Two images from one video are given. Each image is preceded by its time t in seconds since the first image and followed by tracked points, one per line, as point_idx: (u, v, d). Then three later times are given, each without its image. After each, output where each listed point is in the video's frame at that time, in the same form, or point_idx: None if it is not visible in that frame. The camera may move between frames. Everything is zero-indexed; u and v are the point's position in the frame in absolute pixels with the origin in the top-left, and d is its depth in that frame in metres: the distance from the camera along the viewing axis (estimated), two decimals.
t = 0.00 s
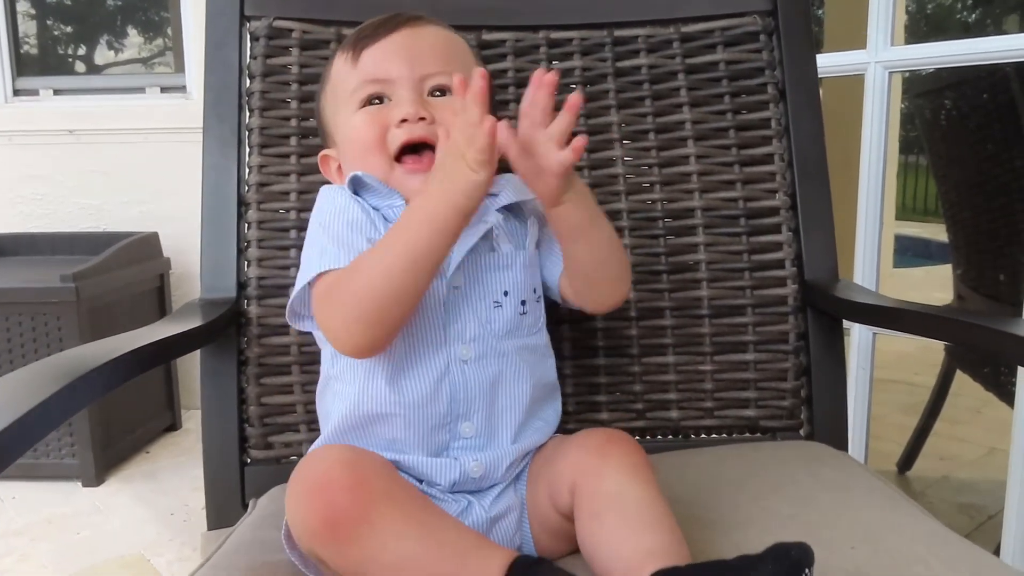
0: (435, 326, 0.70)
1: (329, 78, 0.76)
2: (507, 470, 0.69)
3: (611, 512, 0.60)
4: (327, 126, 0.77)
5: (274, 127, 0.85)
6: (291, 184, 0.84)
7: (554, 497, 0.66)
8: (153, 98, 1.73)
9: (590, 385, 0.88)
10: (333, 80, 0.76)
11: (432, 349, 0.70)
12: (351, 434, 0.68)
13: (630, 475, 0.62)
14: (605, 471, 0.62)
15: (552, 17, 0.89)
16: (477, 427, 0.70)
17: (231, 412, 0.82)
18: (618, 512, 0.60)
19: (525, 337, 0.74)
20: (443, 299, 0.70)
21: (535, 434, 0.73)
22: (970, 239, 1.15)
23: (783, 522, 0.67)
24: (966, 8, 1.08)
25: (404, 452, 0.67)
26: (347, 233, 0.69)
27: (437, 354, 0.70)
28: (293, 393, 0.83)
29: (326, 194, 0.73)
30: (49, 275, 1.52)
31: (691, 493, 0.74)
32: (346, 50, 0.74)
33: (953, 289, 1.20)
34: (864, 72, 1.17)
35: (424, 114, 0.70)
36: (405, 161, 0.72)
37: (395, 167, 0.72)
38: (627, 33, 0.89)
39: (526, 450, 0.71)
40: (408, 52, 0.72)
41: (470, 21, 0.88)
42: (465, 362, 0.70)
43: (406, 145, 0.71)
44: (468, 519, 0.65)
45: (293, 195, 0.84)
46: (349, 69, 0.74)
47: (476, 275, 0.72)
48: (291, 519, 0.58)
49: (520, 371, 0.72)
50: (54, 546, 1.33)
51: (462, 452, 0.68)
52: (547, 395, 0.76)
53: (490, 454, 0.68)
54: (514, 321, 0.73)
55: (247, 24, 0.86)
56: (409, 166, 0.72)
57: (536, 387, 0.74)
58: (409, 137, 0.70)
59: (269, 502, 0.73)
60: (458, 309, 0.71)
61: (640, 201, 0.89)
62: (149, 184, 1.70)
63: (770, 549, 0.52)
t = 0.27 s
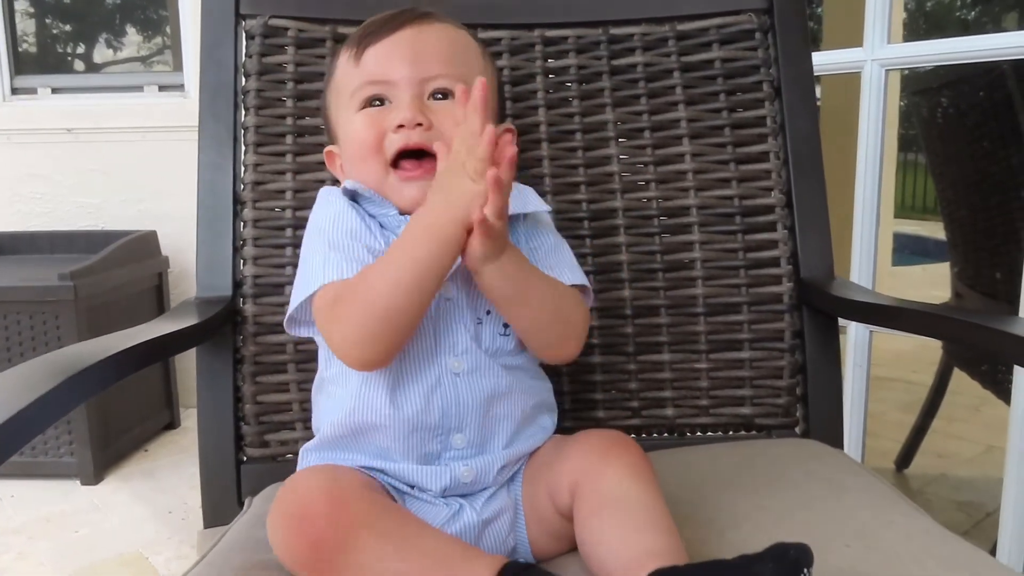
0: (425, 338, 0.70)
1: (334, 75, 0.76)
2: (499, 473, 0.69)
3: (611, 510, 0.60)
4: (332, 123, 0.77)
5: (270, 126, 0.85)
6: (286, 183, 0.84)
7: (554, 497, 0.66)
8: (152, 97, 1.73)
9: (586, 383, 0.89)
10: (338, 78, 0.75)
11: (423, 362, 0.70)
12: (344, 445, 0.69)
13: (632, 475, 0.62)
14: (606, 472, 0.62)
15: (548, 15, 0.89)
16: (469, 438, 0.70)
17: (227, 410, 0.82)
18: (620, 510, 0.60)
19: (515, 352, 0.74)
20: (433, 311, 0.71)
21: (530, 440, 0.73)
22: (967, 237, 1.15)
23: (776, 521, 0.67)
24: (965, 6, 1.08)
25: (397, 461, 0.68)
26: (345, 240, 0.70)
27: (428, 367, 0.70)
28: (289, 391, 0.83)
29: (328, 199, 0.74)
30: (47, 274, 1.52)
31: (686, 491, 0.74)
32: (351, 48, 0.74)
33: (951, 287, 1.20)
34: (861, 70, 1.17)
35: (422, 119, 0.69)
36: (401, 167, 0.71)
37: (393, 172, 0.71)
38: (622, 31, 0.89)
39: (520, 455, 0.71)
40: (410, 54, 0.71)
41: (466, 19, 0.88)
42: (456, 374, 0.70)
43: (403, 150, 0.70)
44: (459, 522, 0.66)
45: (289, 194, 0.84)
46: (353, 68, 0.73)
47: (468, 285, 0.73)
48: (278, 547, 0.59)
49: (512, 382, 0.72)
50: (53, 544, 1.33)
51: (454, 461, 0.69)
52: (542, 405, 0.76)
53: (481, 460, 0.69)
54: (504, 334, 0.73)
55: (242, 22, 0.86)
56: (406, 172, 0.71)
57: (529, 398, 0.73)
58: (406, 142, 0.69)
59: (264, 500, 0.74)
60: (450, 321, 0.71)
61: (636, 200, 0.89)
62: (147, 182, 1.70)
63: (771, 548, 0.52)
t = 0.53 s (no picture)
0: (435, 346, 0.70)
1: (333, 69, 0.75)
2: (504, 480, 0.69)
3: (619, 510, 0.61)
4: (331, 118, 0.76)
5: (270, 124, 0.85)
6: (286, 181, 0.84)
7: (563, 497, 0.67)
8: (151, 95, 1.73)
9: (586, 382, 0.89)
10: (339, 73, 0.74)
11: (434, 369, 0.70)
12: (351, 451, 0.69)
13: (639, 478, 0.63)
14: (617, 473, 0.63)
15: (547, 14, 0.89)
16: (478, 446, 0.70)
17: (227, 409, 0.82)
18: (628, 510, 0.60)
19: (522, 359, 0.75)
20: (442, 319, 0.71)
21: (535, 446, 0.73)
22: (966, 237, 1.15)
23: (775, 518, 0.68)
24: (965, 5, 1.08)
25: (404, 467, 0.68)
26: (348, 249, 0.70)
27: (439, 374, 0.70)
28: (289, 390, 0.84)
29: (326, 203, 0.74)
30: (46, 272, 1.52)
31: (686, 490, 0.74)
32: (353, 42, 0.73)
33: (950, 286, 1.20)
34: (860, 69, 1.18)
35: (432, 122, 0.69)
36: (409, 169, 0.71)
37: (399, 174, 0.71)
38: (622, 30, 0.89)
39: (525, 462, 0.71)
40: (416, 52, 0.70)
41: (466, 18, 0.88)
42: (467, 382, 0.70)
43: (413, 153, 0.70)
44: (463, 527, 0.65)
45: (289, 192, 0.85)
46: (356, 65, 0.72)
47: (477, 293, 0.73)
48: (274, 569, 0.59)
49: (521, 390, 0.73)
50: (52, 542, 1.33)
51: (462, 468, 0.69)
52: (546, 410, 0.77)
53: (487, 466, 0.69)
54: (511, 343, 0.74)
55: (242, 20, 0.86)
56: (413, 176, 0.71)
57: (536, 406, 0.74)
58: (417, 147, 0.70)
59: (264, 498, 0.74)
60: (460, 328, 0.71)
61: (636, 199, 0.89)
62: (146, 180, 1.70)
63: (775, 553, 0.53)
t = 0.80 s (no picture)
0: (427, 349, 0.70)
1: (320, 72, 0.75)
2: (502, 479, 0.69)
3: (619, 509, 0.61)
4: (319, 122, 0.76)
5: (269, 123, 0.85)
6: (286, 180, 0.84)
7: (563, 495, 0.67)
8: (150, 94, 1.72)
9: (585, 381, 0.89)
10: (324, 78, 0.74)
11: (428, 372, 0.70)
12: (349, 454, 0.69)
13: (639, 476, 0.63)
14: (618, 472, 0.63)
15: (547, 13, 0.89)
16: (475, 447, 0.70)
17: (226, 407, 0.82)
18: (627, 510, 0.60)
19: (517, 360, 0.75)
20: (434, 321, 0.71)
21: (532, 445, 0.73)
22: (965, 237, 1.15)
23: (775, 517, 0.68)
24: (964, 4, 1.08)
25: (402, 469, 0.68)
26: (333, 261, 0.71)
27: (433, 376, 0.70)
28: (289, 389, 0.83)
29: (315, 210, 0.75)
30: (45, 271, 1.52)
31: (686, 489, 0.75)
32: (337, 46, 0.73)
33: (949, 286, 1.21)
34: (859, 68, 1.18)
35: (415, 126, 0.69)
36: (395, 172, 0.71)
37: (385, 178, 0.71)
38: (622, 29, 0.89)
39: (523, 461, 0.71)
40: (399, 54, 0.70)
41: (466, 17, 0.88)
42: (462, 385, 0.70)
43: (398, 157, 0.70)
44: (461, 526, 0.65)
45: (288, 191, 0.85)
46: (340, 69, 0.72)
47: (468, 296, 0.73)
48: (273, 569, 0.59)
49: (515, 391, 0.73)
50: (51, 540, 1.33)
51: (459, 468, 0.69)
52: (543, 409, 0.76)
53: (485, 466, 0.69)
54: (505, 344, 0.74)
55: (242, 19, 0.86)
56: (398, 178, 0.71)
57: (531, 406, 0.74)
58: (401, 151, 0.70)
59: (263, 497, 0.74)
60: (453, 331, 0.71)
61: (636, 197, 0.89)
62: (146, 179, 1.70)
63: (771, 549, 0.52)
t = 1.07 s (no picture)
0: (421, 350, 0.70)
1: (309, 76, 0.75)
2: (501, 478, 0.69)
3: (618, 506, 0.61)
4: (309, 126, 0.76)
5: (272, 123, 0.85)
6: (289, 180, 0.84)
7: (564, 492, 0.67)
8: (150, 92, 1.72)
9: (587, 381, 0.89)
10: (313, 82, 0.74)
11: (422, 372, 0.70)
12: (348, 457, 0.69)
13: (638, 473, 0.63)
14: (617, 469, 0.63)
15: (549, 13, 0.89)
16: (473, 446, 0.70)
17: (228, 408, 0.82)
18: (628, 508, 0.60)
19: (512, 360, 0.75)
20: (427, 322, 0.71)
21: (531, 443, 0.73)
22: (965, 237, 1.15)
23: (776, 517, 0.68)
24: (965, 4, 1.08)
25: (401, 470, 0.68)
26: (321, 267, 0.71)
27: (428, 377, 0.70)
28: (291, 389, 0.83)
29: (306, 215, 0.75)
30: (45, 270, 1.52)
31: (687, 489, 0.75)
32: (324, 51, 0.73)
33: (949, 285, 1.20)
34: (861, 68, 1.18)
35: (402, 128, 0.69)
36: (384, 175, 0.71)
37: (374, 180, 0.71)
38: (625, 29, 0.89)
39: (522, 460, 0.71)
40: (385, 57, 0.70)
41: (468, 17, 0.88)
42: (457, 385, 0.70)
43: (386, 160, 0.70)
44: (462, 526, 0.65)
45: (291, 191, 0.85)
46: (327, 73, 0.72)
47: (461, 296, 0.73)
48: (275, 570, 0.59)
49: (510, 390, 0.72)
50: (51, 540, 1.33)
51: (458, 468, 0.69)
52: (541, 407, 0.76)
53: (484, 465, 0.69)
54: (499, 344, 0.73)
55: (245, 19, 0.86)
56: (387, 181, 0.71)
57: (528, 404, 0.74)
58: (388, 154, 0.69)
59: (265, 498, 0.74)
60: (446, 331, 0.71)
61: (638, 198, 0.89)
62: (146, 177, 1.70)
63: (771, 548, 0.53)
